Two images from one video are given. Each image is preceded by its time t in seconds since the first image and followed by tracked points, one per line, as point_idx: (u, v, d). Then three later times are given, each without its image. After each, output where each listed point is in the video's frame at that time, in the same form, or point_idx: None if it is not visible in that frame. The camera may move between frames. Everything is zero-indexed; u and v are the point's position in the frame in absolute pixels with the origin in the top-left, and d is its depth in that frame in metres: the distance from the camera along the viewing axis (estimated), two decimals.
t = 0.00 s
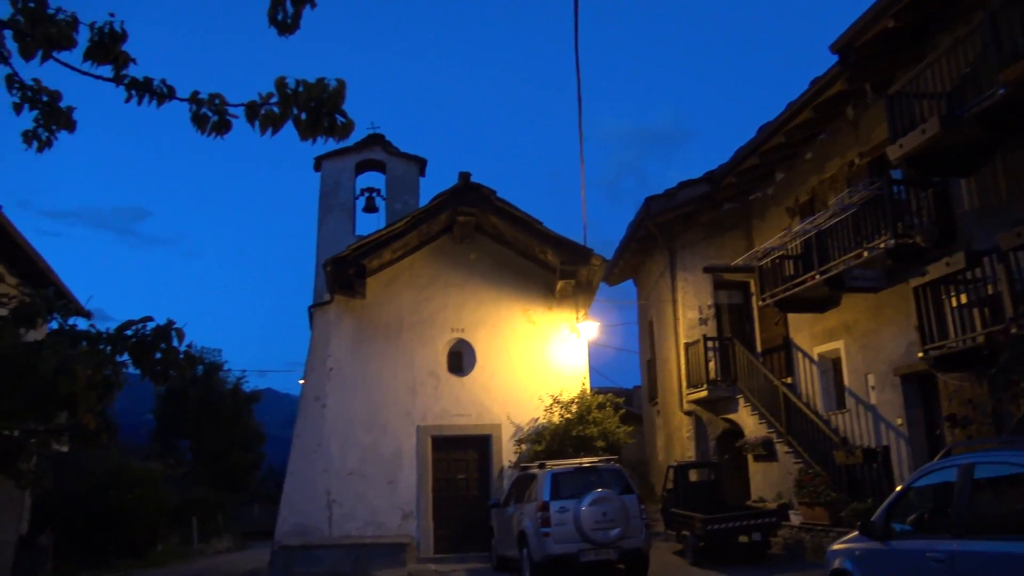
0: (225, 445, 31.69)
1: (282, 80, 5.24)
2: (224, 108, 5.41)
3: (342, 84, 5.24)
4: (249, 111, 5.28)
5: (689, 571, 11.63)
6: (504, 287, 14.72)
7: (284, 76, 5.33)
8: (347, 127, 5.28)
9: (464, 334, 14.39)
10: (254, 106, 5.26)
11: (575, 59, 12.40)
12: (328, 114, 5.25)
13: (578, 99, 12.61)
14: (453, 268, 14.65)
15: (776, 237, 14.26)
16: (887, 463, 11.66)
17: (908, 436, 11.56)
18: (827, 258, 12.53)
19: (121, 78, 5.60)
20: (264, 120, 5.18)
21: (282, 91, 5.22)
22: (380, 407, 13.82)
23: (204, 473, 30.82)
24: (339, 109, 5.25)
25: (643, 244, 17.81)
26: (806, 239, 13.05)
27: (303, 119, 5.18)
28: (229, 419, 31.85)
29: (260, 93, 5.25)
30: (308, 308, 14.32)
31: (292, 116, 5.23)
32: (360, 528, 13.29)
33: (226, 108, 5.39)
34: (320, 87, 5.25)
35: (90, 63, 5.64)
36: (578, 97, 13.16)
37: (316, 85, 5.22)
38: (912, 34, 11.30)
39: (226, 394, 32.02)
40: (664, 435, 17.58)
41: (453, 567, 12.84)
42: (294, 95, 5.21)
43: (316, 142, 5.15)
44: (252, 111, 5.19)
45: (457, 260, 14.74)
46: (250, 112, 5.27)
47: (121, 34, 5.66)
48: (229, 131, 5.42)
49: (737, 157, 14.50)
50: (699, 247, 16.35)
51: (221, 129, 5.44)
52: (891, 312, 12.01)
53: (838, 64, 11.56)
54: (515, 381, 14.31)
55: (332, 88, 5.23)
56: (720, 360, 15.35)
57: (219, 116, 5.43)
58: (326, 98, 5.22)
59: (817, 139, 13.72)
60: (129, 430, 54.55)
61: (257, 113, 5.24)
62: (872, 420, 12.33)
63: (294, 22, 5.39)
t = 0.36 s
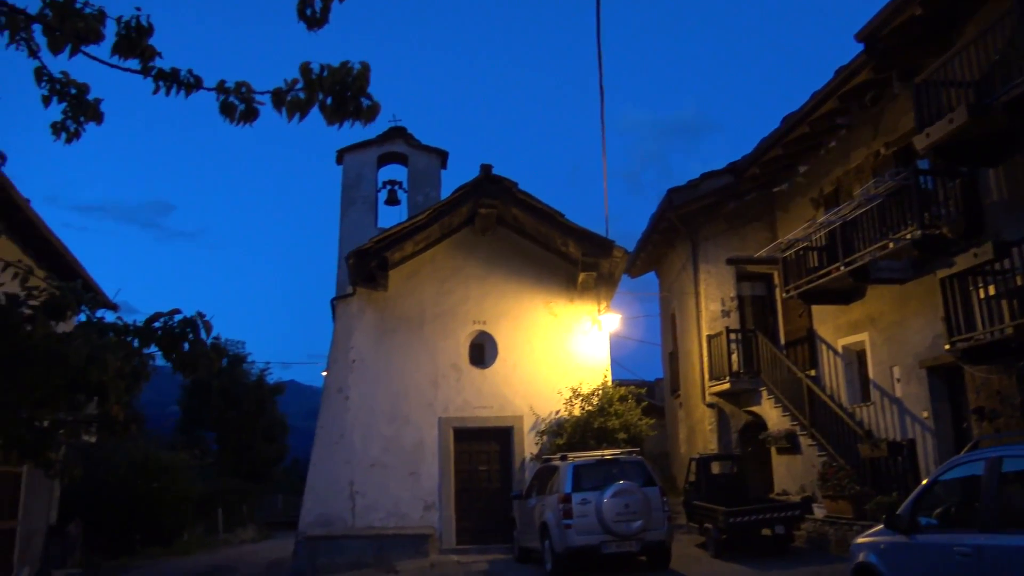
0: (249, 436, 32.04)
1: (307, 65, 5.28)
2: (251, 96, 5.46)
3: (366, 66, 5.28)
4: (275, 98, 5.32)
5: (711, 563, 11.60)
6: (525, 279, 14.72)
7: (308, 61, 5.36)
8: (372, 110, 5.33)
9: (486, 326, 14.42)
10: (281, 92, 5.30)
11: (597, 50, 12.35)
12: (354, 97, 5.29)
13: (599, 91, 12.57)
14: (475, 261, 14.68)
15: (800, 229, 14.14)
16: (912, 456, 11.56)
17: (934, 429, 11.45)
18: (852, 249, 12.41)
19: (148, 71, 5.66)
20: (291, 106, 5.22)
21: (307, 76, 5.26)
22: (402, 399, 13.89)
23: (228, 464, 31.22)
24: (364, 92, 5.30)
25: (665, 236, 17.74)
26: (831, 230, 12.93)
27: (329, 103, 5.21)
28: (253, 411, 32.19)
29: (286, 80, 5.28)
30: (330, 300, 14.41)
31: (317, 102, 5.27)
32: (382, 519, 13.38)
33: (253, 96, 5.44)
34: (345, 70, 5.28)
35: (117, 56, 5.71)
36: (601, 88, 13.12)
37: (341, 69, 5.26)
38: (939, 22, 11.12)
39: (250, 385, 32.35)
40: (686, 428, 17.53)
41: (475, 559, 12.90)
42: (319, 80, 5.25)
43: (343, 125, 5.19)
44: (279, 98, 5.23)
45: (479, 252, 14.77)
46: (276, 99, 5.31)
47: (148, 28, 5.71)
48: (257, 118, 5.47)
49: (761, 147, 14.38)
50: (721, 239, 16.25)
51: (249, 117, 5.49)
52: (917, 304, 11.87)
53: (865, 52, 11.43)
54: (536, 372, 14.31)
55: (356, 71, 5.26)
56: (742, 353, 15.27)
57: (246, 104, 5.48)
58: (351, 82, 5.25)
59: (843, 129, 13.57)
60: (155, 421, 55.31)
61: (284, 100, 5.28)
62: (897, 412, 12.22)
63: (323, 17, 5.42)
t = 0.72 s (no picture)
0: (264, 425, 32.27)
1: (324, 58, 5.27)
2: (268, 87, 5.46)
3: (383, 61, 5.27)
4: (292, 90, 5.32)
5: (724, 555, 11.60)
6: (540, 269, 14.71)
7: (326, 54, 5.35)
8: (388, 104, 5.32)
9: (500, 317, 14.43)
10: (297, 84, 5.30)
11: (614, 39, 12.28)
12: (370, 92, 5.29)
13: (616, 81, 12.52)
14: (489, 251, 14.68)
15: (817, 221, 14.05)
16: (929, 450, 11.49)
17: (951, 423, 11.38)
18: (870, 242, 12.33)
19: (167, 59, 5.68)
20: (308, 99, 5.22)
21: (324, 69, 5.25)
22: (416, 388, 13.94)
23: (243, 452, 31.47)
24: (381, 86, 5.29)
25: (681, 227, 17.67)
26: (848, 222, 12.83)
27: (345, 97, 5.21)
28: (268, 400, 32.39)
29: (302, 72, 5.28)
30: (346, 290, 14.47)
31: (334, 95, 5.27)
32: (396, 508, 13.46)
33: (270, 87, 5.44)
34: (361, 64, 5.27)
35: (136, 44, 5.74)
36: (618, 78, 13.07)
37: (358, 62, 5.25)
38: (961, 13, 10.98)
39: (265, 374, 32.55)
40: (700, 419, 17.49)
41: (488, 548, 12.95)
42: (336, 73, 5.24)
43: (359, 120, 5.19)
44: (295, 91, 5.23)
45: (494, 242, 14.77)
46: (293, 91, 5.31)
47: (167, 16, 5.73)
48: (273, 109, 5.48)
49: (779, 138, 14.29)
50: (737, 231, 16.17)
51: (265, 108, 5.50)
52: (935, 297, 11.78)
53: (885, 42, 11.32)
54: (550, 363, 14.32)
55: (373, 65, 5.25)
56: (758, 345, 15.21)
57: (263, 94, 5.49)
58: (367, 76, 5.24)
59: (862, 121, 13.46)
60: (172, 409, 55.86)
61: (300, 92, 5.28)
62: (913, 406, 12.15)
63: (339, 6, 5.41)
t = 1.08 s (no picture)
0: (270, 414, 32.40)
1: (330, 41, 5.27)
2: (273, 71, 5.47)
3: (388, 43, 5.28)
4: (297, 74, 5.32)
5: (727, 544, 11.63)
6: (544, 258, 14.70)
7: (331, 37, 5.36)
8: (394, 86, 5.33)
9: (504, 306, 14.44)
10: (303, 68, 5.30)
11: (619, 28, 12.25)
12: (376, 73, 5.30)
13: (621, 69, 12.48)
14: (493, 240, 14.68)
15: (822, 209, 14.01)
16: (933, 438, 11.50)
17: (956, 412, 11.38)
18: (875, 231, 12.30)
19: (171, 45, 5.68)
20: (313, 82, 5.23)
21: (329, 52, 5.25)
22: (421, 377, 13.97)
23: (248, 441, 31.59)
24: (386, 68, 5.31)
25: (686, 216, 17.65)
26: (854, 210, 12.80)
27: (351, 79, 5.22)
28: (273, 388, 32.50)
29: (308, 55, 5.28)
30: (349, 279, 14.48)
31: (339, 78, 5.27)
32: (401, 496, 13.50)
33: (275, 72, 5.45)
34: (367, 46, 5.28)
35: (140, 32, 5.74)
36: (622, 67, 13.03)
37: (363, 44, 5.25)
38: None
39: (270, 364, 32.63)
40: (704, 409, 17.51)
41: (493, 536, 13.00)
42: (342, 55, 5.23)
43: (366, 102, 5.21)
44: (301, 74, 5.23)
45: (498, 231, 14.76)
46: (298, 74, 5.32)
47: (171, 2, 5.73)
48: (279, 94, 5.49)
49: (784, 127, 14.25)
50: (742, 220, 16.14)
51: (271, 93, 5.50)
52: (941, 286, 11.75)
53: (890, 30, 11.25)
54: (555, 352, 14.34)
55: (378, 47, 5.26)
56: (762, 334, 15.20)
57: (268, 79, 5.49)
58: (373, 58, 5.26)
59: (868, 109, 13.41)
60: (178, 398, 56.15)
61: (306, 75, 5.28)
62: (918, 395, 12.15)
63: None
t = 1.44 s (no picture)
0: (272, 399, 32.48)
1: (330, 27, 5.24)
2: (273, 56, 5.45)
3: (390, 30, 5.26)
4: (297, 60, 5.30)
5: (727, 530, 11.68)
6: (545, 245, 14.69)
7: (331, 23, 5.33)
8: (395, 74, 5.31)
9: (505, 293, 14.44)
10: (303, 54, 5.28)
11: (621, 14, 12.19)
12: (376, 61, 5.28)
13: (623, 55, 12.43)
14: (494, 227, 14.66)
15: (824, 197, 13.98)
16: (933, 426, 11.53)
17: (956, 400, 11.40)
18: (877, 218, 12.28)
19: (171, 28, 5.65)
20: (313, 68, 5.20)
21: (329, 38, 5.23)
22: (421, 364, 13.99)
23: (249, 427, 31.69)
24: (387, 56, 5.28)
25: (687, 203, 17.61)
26: (855, 198, 12.77)
27: (351, 66, 5.20)
28: (275, 374, 32.56)
29: (308, 41, 5.26)
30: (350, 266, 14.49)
31: (340, 64, 5.25)
32: (401, 482, 13.55)
33: (275, 57, 5.43)
34: (368, 33, 5.25)
35: (139, 15, 5.71)
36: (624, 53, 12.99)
37: (364, 32, 5.23)
38: None
39: (272, 350, 32.69)
40: (704, 395, 17.55)
41: (493, 522, 13.05)
42: (342, 42, 5.21)
43: (365, 89, 5.19)
44: (301, 60, 5.21)
45: (499, 218, 14.74)
46: (297, 60, 5.29)
47: None
48: (278, 79, 5.47)
49: (786, 114, 14.20)
50: (744, 207, 16.10)
51: (271, 78, 5.48)
52: (942, 273, 11.74)
53: (894, 17, 11.19)
54: (555, 338, 14.35)
55: (379, 34, 5.23)
56: (763, 322, 15.21)
57: (268, 64, 5.47)
58: (373, 46, 5.23)
59: (871, 96, 13.35)
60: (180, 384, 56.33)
61: (305, 61, 5.26)
62: (918, 383, 12.17)
63: None
